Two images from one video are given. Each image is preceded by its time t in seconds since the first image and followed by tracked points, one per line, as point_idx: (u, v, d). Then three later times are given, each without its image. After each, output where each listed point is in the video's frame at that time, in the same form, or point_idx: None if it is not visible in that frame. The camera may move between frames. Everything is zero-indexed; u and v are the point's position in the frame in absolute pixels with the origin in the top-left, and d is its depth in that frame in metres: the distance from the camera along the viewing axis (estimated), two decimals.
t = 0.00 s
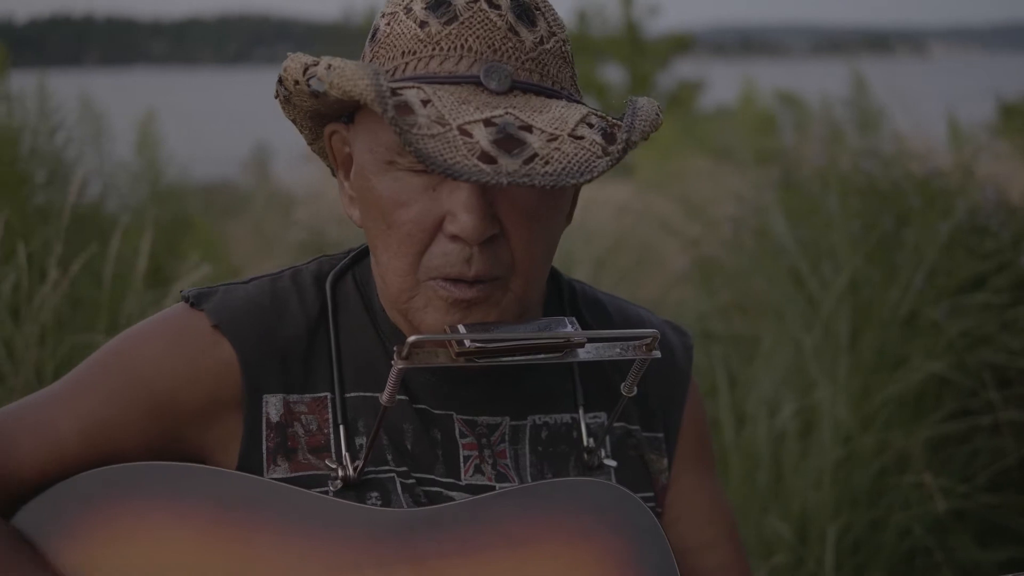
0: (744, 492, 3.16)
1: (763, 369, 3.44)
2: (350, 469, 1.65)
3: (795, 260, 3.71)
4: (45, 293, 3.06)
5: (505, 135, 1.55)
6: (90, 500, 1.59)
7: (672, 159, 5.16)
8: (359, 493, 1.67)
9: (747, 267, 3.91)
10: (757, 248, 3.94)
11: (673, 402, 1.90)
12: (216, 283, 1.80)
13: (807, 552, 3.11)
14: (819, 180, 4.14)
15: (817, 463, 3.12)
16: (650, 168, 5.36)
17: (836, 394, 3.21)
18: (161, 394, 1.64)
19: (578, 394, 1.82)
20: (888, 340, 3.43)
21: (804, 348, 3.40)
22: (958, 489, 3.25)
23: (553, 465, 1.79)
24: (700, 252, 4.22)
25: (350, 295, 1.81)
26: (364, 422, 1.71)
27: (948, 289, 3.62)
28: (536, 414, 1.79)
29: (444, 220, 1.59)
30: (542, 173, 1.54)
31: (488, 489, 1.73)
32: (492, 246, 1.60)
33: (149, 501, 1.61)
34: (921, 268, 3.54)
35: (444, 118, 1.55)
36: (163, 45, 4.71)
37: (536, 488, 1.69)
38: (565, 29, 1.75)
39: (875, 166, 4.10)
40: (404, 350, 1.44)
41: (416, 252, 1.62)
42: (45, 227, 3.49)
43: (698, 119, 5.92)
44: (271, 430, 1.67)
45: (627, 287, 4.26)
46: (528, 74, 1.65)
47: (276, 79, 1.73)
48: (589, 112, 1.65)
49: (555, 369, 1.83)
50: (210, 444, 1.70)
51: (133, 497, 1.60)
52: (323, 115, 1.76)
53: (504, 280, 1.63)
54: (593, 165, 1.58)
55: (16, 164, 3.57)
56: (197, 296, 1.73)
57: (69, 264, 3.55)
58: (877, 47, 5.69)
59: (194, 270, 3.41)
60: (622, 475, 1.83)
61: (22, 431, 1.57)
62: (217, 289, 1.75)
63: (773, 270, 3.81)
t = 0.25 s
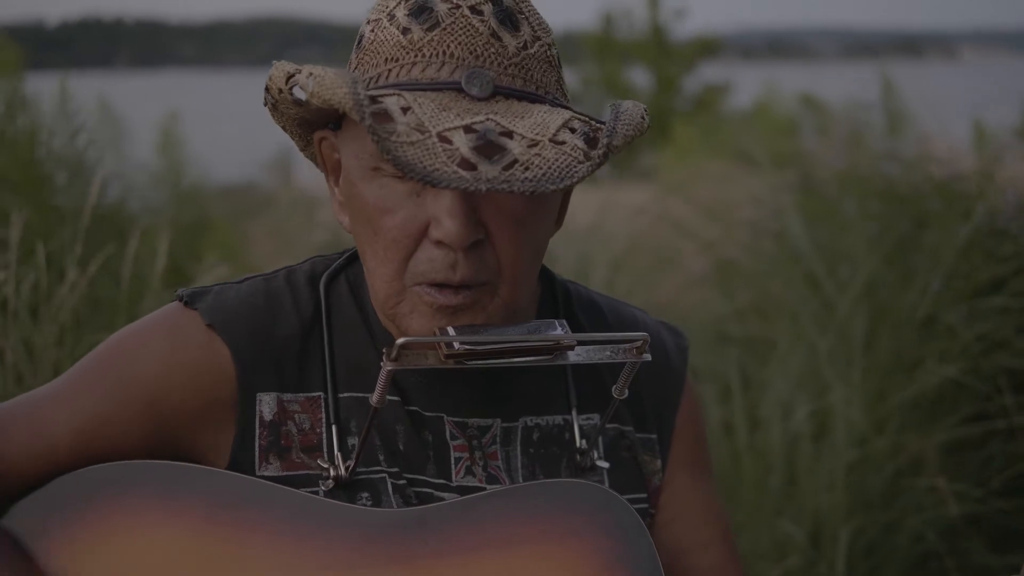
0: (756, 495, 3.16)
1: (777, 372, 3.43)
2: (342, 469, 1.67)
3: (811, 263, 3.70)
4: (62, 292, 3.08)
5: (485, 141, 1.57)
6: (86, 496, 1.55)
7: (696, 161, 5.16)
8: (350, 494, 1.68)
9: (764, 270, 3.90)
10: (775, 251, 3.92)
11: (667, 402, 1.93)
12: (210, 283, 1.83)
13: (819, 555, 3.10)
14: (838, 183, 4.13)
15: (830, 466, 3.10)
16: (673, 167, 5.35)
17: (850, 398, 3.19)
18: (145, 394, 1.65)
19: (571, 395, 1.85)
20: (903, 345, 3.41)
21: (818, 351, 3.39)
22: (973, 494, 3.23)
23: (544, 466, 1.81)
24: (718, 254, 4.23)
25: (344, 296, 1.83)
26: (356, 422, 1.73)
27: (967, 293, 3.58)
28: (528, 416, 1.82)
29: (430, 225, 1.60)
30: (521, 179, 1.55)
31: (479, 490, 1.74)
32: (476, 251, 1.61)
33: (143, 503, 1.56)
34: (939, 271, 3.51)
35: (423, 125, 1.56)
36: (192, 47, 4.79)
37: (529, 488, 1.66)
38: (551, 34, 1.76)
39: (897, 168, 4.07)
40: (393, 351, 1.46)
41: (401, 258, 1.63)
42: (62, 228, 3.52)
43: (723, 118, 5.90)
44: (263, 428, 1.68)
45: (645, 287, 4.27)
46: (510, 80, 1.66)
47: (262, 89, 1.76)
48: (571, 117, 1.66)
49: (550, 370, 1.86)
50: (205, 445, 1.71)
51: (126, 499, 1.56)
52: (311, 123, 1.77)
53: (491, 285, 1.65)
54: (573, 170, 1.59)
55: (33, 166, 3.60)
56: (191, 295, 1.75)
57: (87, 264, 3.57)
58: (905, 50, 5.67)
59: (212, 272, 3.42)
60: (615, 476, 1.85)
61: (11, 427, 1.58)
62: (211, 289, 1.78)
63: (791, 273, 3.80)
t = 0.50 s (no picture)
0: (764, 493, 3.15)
1: (784, 371, 3.42)
2: (336, 461, 1.69)
3: (820, 264, 3.68)
4: (73, 290, 3.08)
5: (469, 121, 1.61)
6: (70, 496, 1.63)
7: (710, 162, 5.14)
8: (344, 487, 1.71)
9: (775, 271, 3.88)
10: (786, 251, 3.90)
11: (663, 390, 1.94)
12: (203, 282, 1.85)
13: (827, 556, 3.10)
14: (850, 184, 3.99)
15: (838, 466, 3.09)
16: (688, 171, 5.34)
17: (858, 398, 3.18)
18: (143, 390, 1.69)
19: (567, 385, 1.87)
20: (913, 345, 3.38)
21: (826, 351, 3.38)
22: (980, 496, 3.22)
23: (541, 458, 1.83)
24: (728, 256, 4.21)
25: (336, 291, 1.85)
26: (350, 415, 1.75)
27: (977, 294, 3.57)
28: (521, 407, 1.83)
29: (417, 211, 1.64)
30: (505, 156, 1.60)
31: (473, 481, 1.76)
32: (463, 235, 1.65)
33: (127, 501, 1.64)
34: (949, 271, 3.49)
35: (408, 106, 1.61)
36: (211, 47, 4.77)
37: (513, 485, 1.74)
38: (533, 26, 1.82)
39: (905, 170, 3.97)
40: (376, 334, 1.51)
41: (388, 245, 1.67)
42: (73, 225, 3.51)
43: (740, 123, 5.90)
44: (257, 422, 1.71)
45: (656, 288, 4.26)
46: (492, 65, 1.72)
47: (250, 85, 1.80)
48: (553, 99, 1.71)
49: (544, 360, 1.88)
50: (199, 440, 1.74)
51: (114, 495, 1.64)
52: (298, 120, 1.82)
53: (478, 268, 1.68)
54: (557, 147, 1.64)
55: (45, 164, 3.60)
56: (183, 294, 1.79)
57: (98, 262, 3.57)
58: (922, 52, 5.65)
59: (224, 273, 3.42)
60: (611, 467, 1.86)
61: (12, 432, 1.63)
62: (202, 288, 1.81)
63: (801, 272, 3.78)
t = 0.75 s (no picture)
0: (768, 494, 3.15)
1: (789, 373, 3.42)
2: (333, 453, 1.72)
3: (826, 265, 3.68)
4: (79, 290, 3.10)
5: (459, 120, 1.64)
6: (71, 496, 1.65)
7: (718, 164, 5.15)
8: (340, 481, 1.74)
9: (781, 272, 3.88)
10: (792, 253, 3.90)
11: (658, 384, 1.96)
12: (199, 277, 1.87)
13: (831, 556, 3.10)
14: (858, 186, 3.94)
15: (842, 467, 3.09)
16: (697, 173, 5.35)
17: (862, 398, 3.18)
18: (139, 390, 1.70)
19: (563, 379, 1.89)
20: (918, 346, 3.38)
21: (831, 352, 3.37)
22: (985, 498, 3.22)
23: (537, 453, 1.84)
24: (735, 257, 4.22)
25: (330, 287, 1.88)
26: (347, 410, 1.77)
27: (982, 296, 3.57)
28: (517, 401, 1.86)
29: (408, 209, 1.66)
30: (495, 154, 1.62)
31: (469, 477, 1.79)
32: (454, 233, 1.67)
33: (126, 501, 1.67)
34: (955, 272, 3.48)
35: (398, 106, 1.63)
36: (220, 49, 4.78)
37: (508, 486, 1.76)
38: (520, 26, 1.84)
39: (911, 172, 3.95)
40: (372, 318, 1.53)
41: (380, 243, 1.68)
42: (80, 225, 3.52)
43: (751, 127, 5.91)
44: (255, 415, 1.73)
45: (662, 290, 4.26)
46: (481, 64, 1.74)
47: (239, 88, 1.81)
48: (541, 96, 1.74)
49: (538, 356, 1.90)
50: (192, 436, 1.75)
51: (113, 494, 1.67)
52: (288, 121, 1.83)
53: (469, 265, 1.70)
54: (545, 144, 1.67)
55: (52, 165, 3.62)
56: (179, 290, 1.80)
57: (105, 262, 3.58)
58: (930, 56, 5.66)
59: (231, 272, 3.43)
60: (607, 460, 1.88)
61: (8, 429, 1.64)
62: (199, 284, 1.82)
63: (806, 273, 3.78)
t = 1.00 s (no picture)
0: (772, 495, 3.15)
1: (793, 372, 3.42)
2: (336, 453, 1.73)
3: (830, 266, 3.67)
4: (86, 293, 3.11)
5: (462, 110, 1.64)
6: (74, 496, 1.69)
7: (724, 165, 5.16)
8: (343, 480, 1.75)
9: (784, 272, 3.88)
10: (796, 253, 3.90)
11: (659, 378, 1.95)
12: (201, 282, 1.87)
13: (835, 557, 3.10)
14: (863, 188, 3.94)
15: (846, 467, 3.09)
16: (703, 174, 5.36)
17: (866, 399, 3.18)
18: (142, 391, 1.72)
19: (564, 376, 1.90)
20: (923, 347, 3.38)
21: (836, 352, 3.37)
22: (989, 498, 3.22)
23: (540, 450, 1.85)
24: (740, 258, 4.22)
25: (331, 287, 1.88)
26: (350, 409, 1.77)
27: (987, 296, 3.56)
28: (520, 398, 1.86)
29: (410, 202, 1.67)
30: (498, 145, 1.63)
31: (471, 475, 1.79)
32: (457, 225, 1.68)
33: (129, 502, 1.70)
34: (959, 273, 3.48)
35: (402, 97, 1.64)
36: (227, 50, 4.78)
37: (503, 485, 1.77)
38: (519, 23, 1.85)
39: (917, 173, 3.95)
40: (370, 315, 1.54)
41: (383, 237, 1.69)
42: (86, 228, 3.53)
43: (757, 129, 5.92)
44: (256, 416, 1.74)
45: (667, 291, 4.26)
46: (481, 59, 1.75)
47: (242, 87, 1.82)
48: (543, 89, 1.74)
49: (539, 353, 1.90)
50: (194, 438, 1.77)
51: (115, 495, 1.70)
52: (290, 120, 1.85)
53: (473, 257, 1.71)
54: (547, 135, 1.67)
55: (59, 167, 3.62)
56: (180, 294, 1.81)
57: (112, 264, 3.59)
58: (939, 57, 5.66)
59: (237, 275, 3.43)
60: (610, 457, 1.88)
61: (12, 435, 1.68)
62: (199, 289, 1.83)
63: (811, 273, 3.77)
